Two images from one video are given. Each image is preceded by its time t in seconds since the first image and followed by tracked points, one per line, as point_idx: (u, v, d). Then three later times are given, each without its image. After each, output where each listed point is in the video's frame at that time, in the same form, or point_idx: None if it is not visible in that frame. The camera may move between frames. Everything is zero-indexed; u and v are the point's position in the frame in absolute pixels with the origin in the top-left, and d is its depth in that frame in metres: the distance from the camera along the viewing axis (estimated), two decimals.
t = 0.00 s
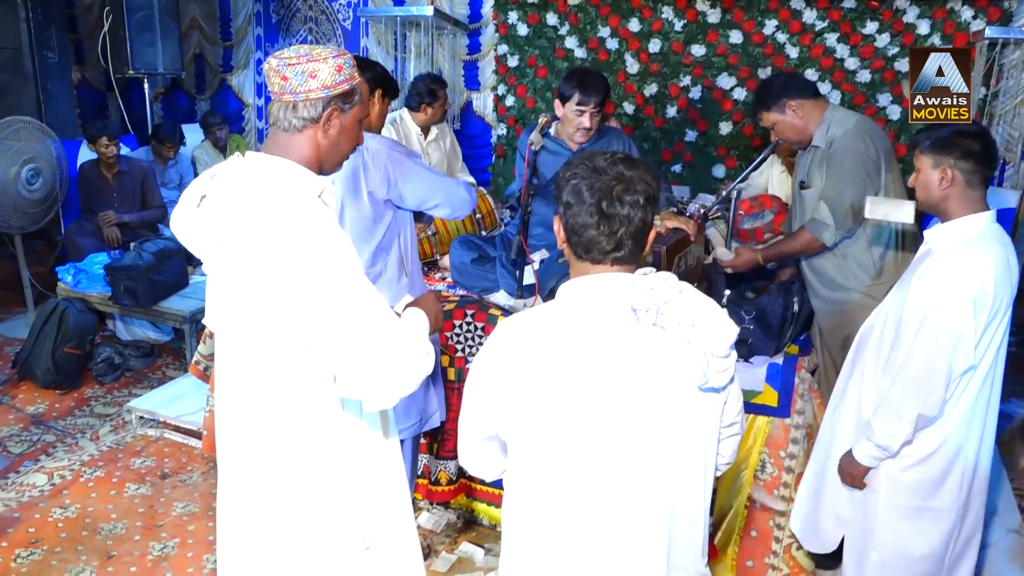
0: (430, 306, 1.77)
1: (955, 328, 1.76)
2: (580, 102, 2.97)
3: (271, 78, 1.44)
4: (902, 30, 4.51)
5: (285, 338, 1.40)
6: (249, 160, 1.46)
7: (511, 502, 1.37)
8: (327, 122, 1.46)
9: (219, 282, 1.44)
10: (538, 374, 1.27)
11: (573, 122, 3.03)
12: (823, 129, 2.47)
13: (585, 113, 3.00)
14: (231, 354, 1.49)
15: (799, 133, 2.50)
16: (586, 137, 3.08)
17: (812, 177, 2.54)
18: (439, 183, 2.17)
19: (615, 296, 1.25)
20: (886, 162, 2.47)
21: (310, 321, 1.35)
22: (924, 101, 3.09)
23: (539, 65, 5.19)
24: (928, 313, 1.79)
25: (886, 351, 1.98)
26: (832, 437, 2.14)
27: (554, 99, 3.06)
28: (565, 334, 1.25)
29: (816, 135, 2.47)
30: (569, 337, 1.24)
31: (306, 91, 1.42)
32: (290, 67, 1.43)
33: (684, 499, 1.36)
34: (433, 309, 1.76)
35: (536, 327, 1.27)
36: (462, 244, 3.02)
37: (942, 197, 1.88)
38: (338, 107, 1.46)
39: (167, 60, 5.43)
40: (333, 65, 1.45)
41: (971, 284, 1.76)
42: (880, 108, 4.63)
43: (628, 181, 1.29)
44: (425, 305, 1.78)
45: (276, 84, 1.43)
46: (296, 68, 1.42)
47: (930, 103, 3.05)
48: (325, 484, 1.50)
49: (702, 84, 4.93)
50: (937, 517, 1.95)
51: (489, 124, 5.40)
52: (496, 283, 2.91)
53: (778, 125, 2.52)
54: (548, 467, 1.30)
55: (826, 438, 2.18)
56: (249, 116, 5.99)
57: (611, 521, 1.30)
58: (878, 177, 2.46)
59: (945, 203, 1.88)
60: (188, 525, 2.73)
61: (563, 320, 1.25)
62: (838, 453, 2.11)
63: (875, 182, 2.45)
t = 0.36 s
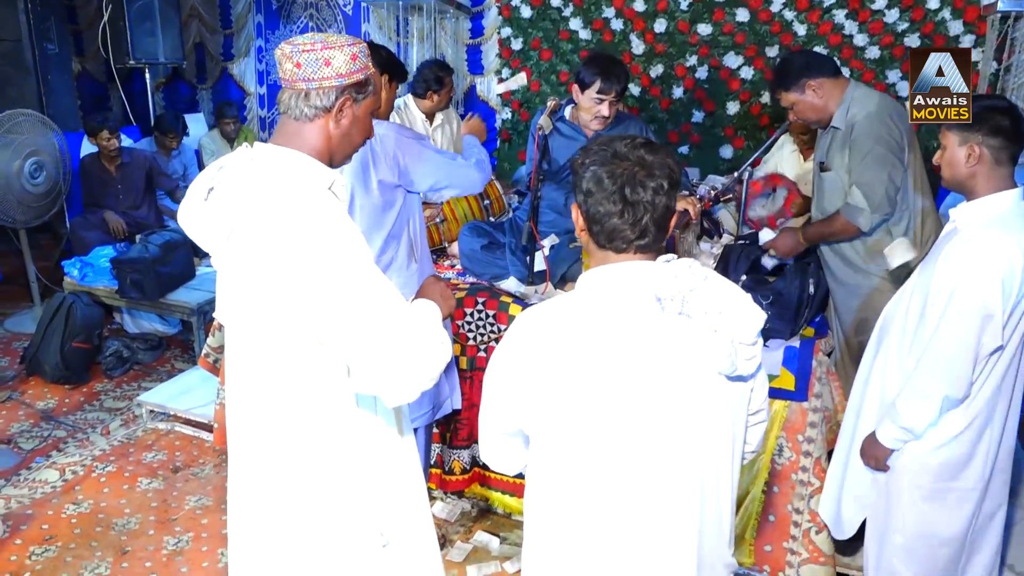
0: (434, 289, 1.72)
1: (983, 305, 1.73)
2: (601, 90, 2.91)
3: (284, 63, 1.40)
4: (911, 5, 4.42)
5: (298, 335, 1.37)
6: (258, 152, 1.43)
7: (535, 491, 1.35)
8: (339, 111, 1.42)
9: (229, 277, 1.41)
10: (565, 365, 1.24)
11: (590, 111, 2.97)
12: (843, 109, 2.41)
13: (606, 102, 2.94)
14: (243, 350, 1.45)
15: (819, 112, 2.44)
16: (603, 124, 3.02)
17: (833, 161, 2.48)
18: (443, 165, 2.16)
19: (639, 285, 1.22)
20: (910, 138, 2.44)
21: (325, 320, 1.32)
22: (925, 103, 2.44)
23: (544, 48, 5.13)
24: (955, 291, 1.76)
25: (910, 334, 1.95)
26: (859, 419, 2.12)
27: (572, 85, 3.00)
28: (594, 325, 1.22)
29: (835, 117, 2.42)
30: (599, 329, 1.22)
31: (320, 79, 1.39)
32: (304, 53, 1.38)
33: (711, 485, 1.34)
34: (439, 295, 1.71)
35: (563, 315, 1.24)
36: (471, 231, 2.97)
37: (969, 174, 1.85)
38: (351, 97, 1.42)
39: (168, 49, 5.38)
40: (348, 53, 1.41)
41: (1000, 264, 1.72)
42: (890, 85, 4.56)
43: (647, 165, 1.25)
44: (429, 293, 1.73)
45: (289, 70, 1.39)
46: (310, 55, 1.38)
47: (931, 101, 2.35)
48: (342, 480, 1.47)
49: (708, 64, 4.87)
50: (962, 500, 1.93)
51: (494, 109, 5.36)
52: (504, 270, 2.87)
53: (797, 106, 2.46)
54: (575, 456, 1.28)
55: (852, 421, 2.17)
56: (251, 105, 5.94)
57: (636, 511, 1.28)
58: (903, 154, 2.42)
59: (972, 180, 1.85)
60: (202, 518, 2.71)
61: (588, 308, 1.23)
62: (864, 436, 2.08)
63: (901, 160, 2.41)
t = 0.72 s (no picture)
0: (446, 304, 1.81)
1: (987, 302, 1.71)
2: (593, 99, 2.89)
3: (280, 77, 1.37)
4: (892, 4, 4.44)
5: (296, 356, 1.33)
6: (251, 169, 1.39)
7: (551, 505, 1.32)
8: (337, 126, 1.39)
9: (223, 298, 1.37)
10: (580, 376, 1.23)
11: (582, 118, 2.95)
12: (843, 110, 2.41)
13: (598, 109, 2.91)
14: (240, 373, 1.41)
15: (821, 111, 2.42)
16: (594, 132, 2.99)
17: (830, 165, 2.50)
18: (438, 178, 2.14)
19: (658, 295, 1.21)
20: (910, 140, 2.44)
21: (324, 341, 1.28)
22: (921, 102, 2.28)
23: (528, 55, 5.12)
24: (959, 288, 1.74)
25: (914, 334, 1.94)
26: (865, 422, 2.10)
27: (561, 92, 2.97)
28: (610, 334, 1.21)
29: (834, 118, 2.42)
30: (615, 339, 1.21)
31: (317, 93, 1.35)
32: (301, 66, 1.35)
33: (730, 497, 1.32)
34: (449, 307, 1.83)
35: (574, 327, 1.23)
36: (464, 241, 2.95)
37: (970, 172, 1.84)
38: (350, 111, 1.39)
39: (148, 64, 5.32)
40: (347, 67, 1.38)
41: (1001, 260, 1.71)
42: (873, 84, 4.57)
43: (659, 174, 1.23)
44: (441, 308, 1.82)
45: (286, 84, 1.36)
46: (307, 68, 1.35)
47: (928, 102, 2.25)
48: (337, 503, 1.43)
49: (693, 67, 4.87)
50: (971, 498, 1.91)
51: (479, 117, 5.34)
52: (500, 279, 2.83)
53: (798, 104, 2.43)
54: (591, 467, 1.26)
55: (858, 423, 2.15)
56: (233, 118, 5.89)
57: (654, 521, 1.26)
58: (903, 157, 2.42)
59: (973, 177, 1.84)
60: (197, 541, 2.66)
61: (604, 319, 1.22)
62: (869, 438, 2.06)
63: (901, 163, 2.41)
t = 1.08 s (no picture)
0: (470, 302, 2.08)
1: (988, 301, 1.70)
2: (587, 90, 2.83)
3: (274, 77, 1.34)
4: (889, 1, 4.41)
5: (307, 351, 1.30)
6: (250, 169, 1.37)
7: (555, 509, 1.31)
8: (336, 124, 1.37)
9: (222, 299, 1.34)
10: (587, 378, 1.21)
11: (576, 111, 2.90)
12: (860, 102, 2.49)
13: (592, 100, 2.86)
14: (240, 374, 1.39)
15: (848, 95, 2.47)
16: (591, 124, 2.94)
17: (843, 157, 2.56)
18: (437, 176, 2.14)
19: (668, 296, 1.19)
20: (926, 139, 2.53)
21: (337, 335, 1.26)
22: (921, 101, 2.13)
23: (523, 52, 5.10)
24: (960, 284, 1.72)
25: (916, 333, 1.92)
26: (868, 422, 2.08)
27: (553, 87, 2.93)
28: (619, 335, 1.19)
29: (852, 110, 2.50)
30: (623, 340, 1.19)
31: (314, 91, 1.33)
32: (295, 65, 1.32)
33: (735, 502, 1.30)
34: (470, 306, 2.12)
35: (579, 330, 1.21)
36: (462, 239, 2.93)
37: (971, 169, 1.83)
38: (348, 107, 1.37)
39: (141, 63, 5.29)
40: (341, 62, 1.35)
41: (1003, 258, 1.69)
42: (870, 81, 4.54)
43: (670, 172, 1.21)
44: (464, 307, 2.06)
45: (281, 84, 1.34)
46: (302, 67, 1.32)
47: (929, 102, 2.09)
48: (327, 509, 1.40)
49: (689, 64, 4.85)
50: (973, 500, 1.90)
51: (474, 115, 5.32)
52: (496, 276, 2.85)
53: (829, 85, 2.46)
54: (595, 471, 1.24)
55: (860, 423, 2.13)
56: (227, 117, 5.85)
57: (657, 527, 1.25)
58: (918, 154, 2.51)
59: (975, 175, 1.83)
60: (193, 544, 2.63)
61: (612, 320, 1.20)
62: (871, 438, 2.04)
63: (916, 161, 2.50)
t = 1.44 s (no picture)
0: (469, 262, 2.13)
1: (980, 312, 1.67)
2: (575, 87, 2.85)
3: (241, 75, 1.31)
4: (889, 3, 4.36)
5: (299, 331, 1.26)
6: (224, 165, 1.33)
7: (530, 518, 1.28)
8: (308, 118, 1.33)
9: (198, 297, 1.32)
10: (564, 387, 1.17)
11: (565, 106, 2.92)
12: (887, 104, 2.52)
13: (580, 96, 2.89)
14: (212, 375, 1.35)
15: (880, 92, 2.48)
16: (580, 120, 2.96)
17: (862, 156, 2.56)
18: (418, 178, 2.08)
19: (652, 303, 1.15)
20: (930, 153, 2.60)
21: (331, 308, 1.22)
22: (922, 103, 1.99)
23: (520, 49, 5.05)
24: (952, 293, 1.69)
25: (904, 342, 1.89)
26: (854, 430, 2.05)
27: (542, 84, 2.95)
28: (599, 342, 1.15)
29: (878, 108, 2.52)
30: (603, 347, 1.15)
31: (282, 86, 1.30)
32: (261, 61, 1.29)
33: (714, 515, 1.27)
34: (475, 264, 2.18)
35: (558, 335, 1.17)
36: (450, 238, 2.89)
37: (962, 177, 1.80)
38: (319, 99, 1.33)
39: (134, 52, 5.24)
40: (308, 54, 1.32)
41: (996, 268, 1.66)
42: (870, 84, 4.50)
43: (654, 175, 1.18)
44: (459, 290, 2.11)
45: (249, 81, 1.30)
46: (268, 62, 1.29)
47: (930, 102, 1.95)
48: (317, 512, 1.36)
49: (687, 63, 4.81)
50: (960, 512, 1.87)
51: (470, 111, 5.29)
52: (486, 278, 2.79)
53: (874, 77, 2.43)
54: (572, 482, 1.21)
55: (846, 432, 2.10)
56: (221, 109, 5.80)
57: (624, 563, 1.22)
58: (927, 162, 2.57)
59: (966, 183, 1.79)
60: (173, 542, 2.60)
61: (594, 325, 1.16)
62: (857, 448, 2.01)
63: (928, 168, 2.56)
